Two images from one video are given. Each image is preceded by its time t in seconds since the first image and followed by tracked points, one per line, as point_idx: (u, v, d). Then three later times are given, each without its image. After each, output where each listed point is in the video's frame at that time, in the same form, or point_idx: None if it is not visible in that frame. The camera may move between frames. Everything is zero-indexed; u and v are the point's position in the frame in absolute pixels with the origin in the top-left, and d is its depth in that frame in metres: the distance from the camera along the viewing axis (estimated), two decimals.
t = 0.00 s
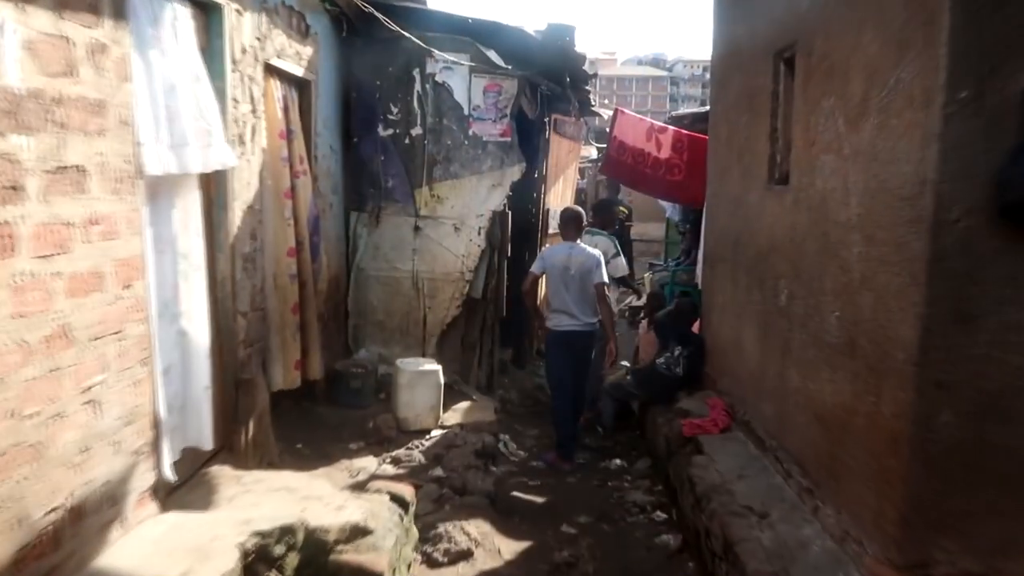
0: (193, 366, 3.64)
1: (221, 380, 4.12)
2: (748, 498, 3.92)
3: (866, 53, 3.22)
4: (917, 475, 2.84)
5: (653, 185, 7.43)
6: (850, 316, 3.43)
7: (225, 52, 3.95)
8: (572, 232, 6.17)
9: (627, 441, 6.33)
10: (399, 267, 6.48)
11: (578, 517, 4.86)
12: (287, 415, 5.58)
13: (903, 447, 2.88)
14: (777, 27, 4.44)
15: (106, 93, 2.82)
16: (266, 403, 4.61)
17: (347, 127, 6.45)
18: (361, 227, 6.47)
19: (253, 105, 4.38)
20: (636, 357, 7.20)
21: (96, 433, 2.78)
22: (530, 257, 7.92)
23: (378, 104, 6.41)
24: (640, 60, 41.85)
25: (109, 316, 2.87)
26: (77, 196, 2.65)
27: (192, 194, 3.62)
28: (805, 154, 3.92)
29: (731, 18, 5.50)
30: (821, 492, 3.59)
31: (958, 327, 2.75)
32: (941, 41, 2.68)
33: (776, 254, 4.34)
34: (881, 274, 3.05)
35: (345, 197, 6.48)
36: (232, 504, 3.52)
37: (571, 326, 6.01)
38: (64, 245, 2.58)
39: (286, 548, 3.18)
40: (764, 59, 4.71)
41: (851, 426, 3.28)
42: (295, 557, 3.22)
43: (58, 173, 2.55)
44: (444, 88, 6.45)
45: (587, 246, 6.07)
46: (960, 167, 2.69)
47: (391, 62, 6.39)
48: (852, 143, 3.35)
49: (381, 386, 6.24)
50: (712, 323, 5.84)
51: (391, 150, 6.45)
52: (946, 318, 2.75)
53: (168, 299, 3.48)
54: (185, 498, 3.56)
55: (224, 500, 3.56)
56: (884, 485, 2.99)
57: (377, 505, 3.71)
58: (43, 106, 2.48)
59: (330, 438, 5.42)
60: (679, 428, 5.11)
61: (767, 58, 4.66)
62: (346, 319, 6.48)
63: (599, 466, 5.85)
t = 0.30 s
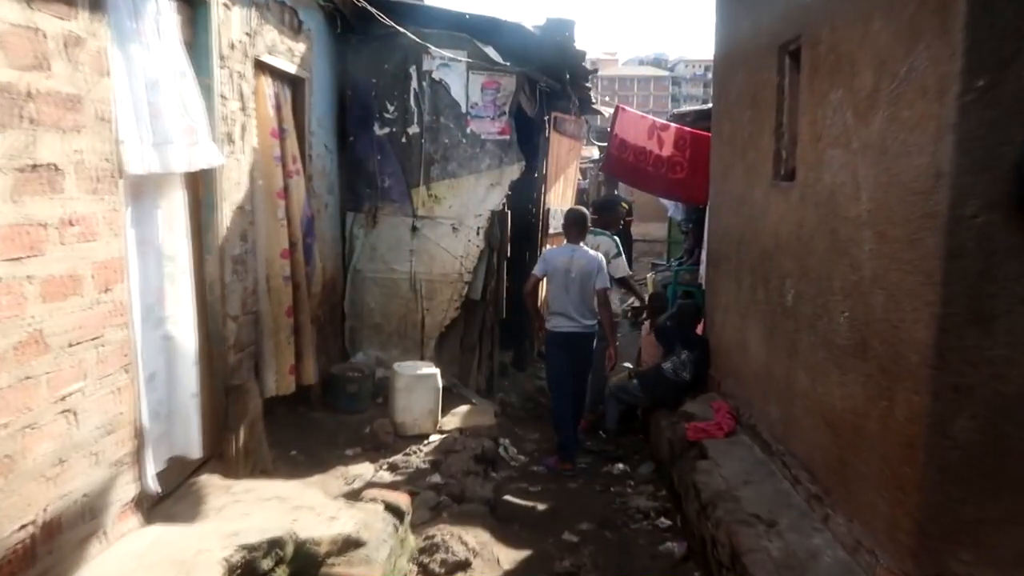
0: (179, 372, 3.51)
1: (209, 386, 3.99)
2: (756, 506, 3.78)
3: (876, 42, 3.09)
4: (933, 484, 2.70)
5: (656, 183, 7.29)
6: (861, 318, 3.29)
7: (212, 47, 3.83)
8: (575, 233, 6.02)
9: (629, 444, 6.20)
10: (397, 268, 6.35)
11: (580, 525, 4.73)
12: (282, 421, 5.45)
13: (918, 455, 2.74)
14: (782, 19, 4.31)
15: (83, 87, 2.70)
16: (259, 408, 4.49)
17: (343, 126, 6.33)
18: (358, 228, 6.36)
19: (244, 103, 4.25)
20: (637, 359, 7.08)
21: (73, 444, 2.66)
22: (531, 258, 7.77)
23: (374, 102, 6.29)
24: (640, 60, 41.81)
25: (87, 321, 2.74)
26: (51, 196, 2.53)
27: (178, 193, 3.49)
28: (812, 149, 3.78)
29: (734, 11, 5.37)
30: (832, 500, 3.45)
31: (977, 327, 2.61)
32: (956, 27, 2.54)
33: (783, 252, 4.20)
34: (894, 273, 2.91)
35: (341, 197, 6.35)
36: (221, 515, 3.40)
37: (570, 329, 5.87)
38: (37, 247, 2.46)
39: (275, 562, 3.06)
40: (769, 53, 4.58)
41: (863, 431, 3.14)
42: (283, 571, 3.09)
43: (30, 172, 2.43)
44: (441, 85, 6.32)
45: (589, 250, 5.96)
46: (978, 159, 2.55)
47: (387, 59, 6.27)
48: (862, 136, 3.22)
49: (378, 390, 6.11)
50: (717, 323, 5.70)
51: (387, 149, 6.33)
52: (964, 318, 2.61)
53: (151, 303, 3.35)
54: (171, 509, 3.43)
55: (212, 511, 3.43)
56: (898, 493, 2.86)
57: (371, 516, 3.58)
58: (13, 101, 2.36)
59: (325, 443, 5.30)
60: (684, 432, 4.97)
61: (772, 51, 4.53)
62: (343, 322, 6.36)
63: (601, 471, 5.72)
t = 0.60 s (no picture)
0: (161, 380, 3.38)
1: (196, 393, 3.87)
2: (763, 516, 3.64)
3: (887, 32, 2.94)
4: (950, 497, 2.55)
5: (657, 182, 7.15)
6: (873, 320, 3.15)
7: (196, 42, 3.70)
8: (579, 233, 5.95)
9: (632, 448, 6.06)
10: (394, 270, 6.22)
11: (581, 534, 4.59)
12: (276, 426, 5.32)
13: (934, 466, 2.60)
14: (787, 10, 4.17)
15: (52, 83, 2.57)
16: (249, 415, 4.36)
17: (339, 124, 6.20)
18: (354, 228, 6.23)
19: (232, 101, 4.12)
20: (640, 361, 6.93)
21: (43, 458, 2.53)
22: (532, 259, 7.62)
23: (369, 100, 6.16)
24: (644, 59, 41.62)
25: (59, 329, 2.62)
26: (15, 197, 2.41)
27: (160, 194, 3.36)
28: (819, 145, 3.64)
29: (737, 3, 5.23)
30: (842, 511, 3.31)
31: (996, 332, 2.47)
32: (972, 13, 2.40)
33: (789, 252, 4.06)
34: (907, 274, 2.77)
35: (337, 198, 6.22)
36: (205, 528, 3.27)
37: (570, 328, 5.83)
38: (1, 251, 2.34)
39: None
40: (773, 46, 4.43)
41: (875, 441, 3.00)
42: None
43: None
44: (438, 82, 6.19)
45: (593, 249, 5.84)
46: (996, 153, 2.41)
47: (383, 56, 6.14)
48: (872, 130, 3.07)
49: (375, 394, 5.98)
50: (721, 325, 5.56)
51: (384, 148, 6.20)
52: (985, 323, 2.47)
53: (131, 309, 3.21)
54: (154, 522, 3.31)
55: (196, 524, 3.30)
56: (912, 507, 2.72)
57: (362, 529, 3.45)
58: None
59: (320, 450, 5.17)
60: (688, 437, 4.83)
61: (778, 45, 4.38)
62: (339, 325, 6.23)
63: (603, 477, 5.57)
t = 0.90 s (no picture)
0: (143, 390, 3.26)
1: (182, 401, 3.74)
2: (769, 531, 3.50)
3: (901, 26, 2.81)
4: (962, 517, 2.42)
5: (659, 182, 7.00)
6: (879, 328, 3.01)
7: (182, 39, 3.58)
8: (582, 231, 5.83)
9: (633, 454, 5.92)
10: (390, 272, 6.10)
11: (581, 545, 4.46)
12: (269, 433, 5.20)
13: (949, 483, 2.46)
14: (793, 5, 4.03)
15: (21, 80, 2.46)
16: (239, 422, 4.23)
17: (334, 124, 6.07)
18: (350, 230, 6.11)
19: (220, 99, 4.00)
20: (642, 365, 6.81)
21: (11, 475, 2.42)
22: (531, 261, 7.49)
23: (365, 99, 6.03)
24: (647, 57, 41.44)
25: (29, 338, 2.51)
26: None
27: (142, 197, 3.24)
28: (827, 144, 3.50)
29: None
30: (851, 527, 3.17)
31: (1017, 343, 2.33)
32: (991, 5, 2.26)
33: (796, 255, 3.92)
34: (921, 281, 2.64)
35: (332, 199, 6.10)
36: (188, 543, 3.15)
37: (572, 328, 5.77)
38: None
39: None
40: (779, 42, 4.30)
41: (886, 455, 2.87)
42: None
43: None
44: (435, 80, 6.06)
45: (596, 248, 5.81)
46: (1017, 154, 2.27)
47: (379, 54, 6.01)
48: (884, 128, 2.94)
49: (372, 399, 5.85)
50: (725, 329, 5.42)
51: (380, 148, 6.07)
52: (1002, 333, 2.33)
53: (112, 315, 3.09)
54: (136, 537, 3.19)
55: (179, 539, 3.18)
56: (926, 526, 2.59)
57: (352, 544, 3.34)
58: None
59: (313, 457, 5.04)
60: (691, 445, 4.70)
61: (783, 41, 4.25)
62: (335, 328, 6.11)
63: (604, 484, 5.44)
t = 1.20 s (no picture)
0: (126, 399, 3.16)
1: (169, 408, 3.64)
2: (774, 545, 3.38)
3: (914, 23, 2.69)
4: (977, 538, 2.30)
5: (661, 182, 6.87)
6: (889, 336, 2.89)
7: (169, 36, 3.47)
8: (585, 230, 5.71)
9: (634, 460, 5.80)
10: (387, 273, 5.99)
11: (580, 555, 4.36)
12: (262, 438, 5.09)
13: (962, 502, 2.34)
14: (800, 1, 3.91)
15: None
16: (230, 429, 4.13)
17: (330, 123, 5.97)
18: (346, 230, 6.00)
19: (210, 97, 3.89)
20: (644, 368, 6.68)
21: None
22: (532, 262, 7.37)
23: (362, 97, 5.92)
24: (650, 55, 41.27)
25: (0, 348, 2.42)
26: None
27: (125, 198, 3.13)
28: (835, 145, 3.38)
29: None
30: (859, 541, 3.06)
31: None
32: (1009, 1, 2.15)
33: (802, 260, 3.80)
34: (933, 289, 2.52)
35: (329, 199, 5.99)
36: (172, 557, 3.05)
37: (571, 327, 5.69)
38: None
39: None
40: (786, 40, 4.18)
41: (897, 469, 2.75)
42: None
43: None
44: (434, 78, 5.94)
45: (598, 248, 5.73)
46: None
47: (376, 51, 5.90)
48: (896, 129, 2.82)
49: (368, 404, 5.74)
50: (728, 334, 5.31)
51: (377, 147, 5.96)
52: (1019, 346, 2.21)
53: (92, 321, 2.98)
54: (118, 551, 3.09)
55: (163, 552, 3.09)
56: (938, 545, 2.47)
57: (342, 558, 3.29)
58: None
59: (306, 463, 4.94)
60: (693, 453, 4.59)
61: (790, 39, 4.13)
62: (331, 331, 6.00)
63: (604, 491, 5.33)
